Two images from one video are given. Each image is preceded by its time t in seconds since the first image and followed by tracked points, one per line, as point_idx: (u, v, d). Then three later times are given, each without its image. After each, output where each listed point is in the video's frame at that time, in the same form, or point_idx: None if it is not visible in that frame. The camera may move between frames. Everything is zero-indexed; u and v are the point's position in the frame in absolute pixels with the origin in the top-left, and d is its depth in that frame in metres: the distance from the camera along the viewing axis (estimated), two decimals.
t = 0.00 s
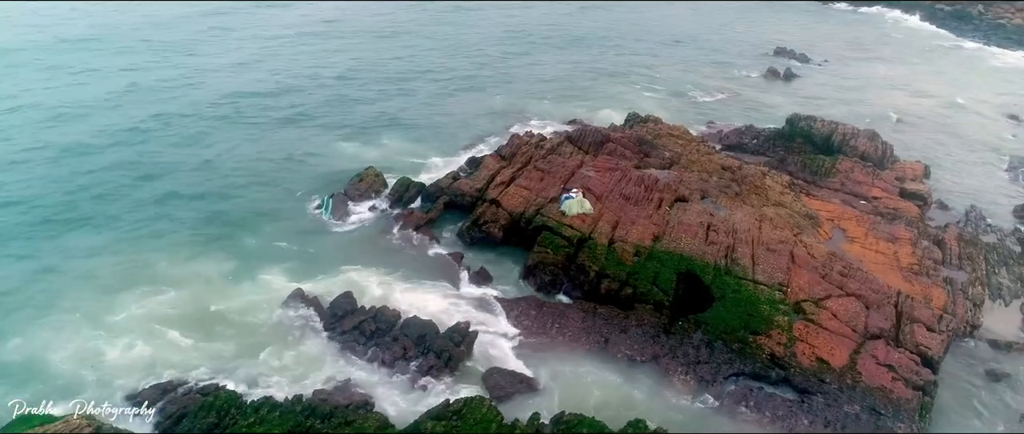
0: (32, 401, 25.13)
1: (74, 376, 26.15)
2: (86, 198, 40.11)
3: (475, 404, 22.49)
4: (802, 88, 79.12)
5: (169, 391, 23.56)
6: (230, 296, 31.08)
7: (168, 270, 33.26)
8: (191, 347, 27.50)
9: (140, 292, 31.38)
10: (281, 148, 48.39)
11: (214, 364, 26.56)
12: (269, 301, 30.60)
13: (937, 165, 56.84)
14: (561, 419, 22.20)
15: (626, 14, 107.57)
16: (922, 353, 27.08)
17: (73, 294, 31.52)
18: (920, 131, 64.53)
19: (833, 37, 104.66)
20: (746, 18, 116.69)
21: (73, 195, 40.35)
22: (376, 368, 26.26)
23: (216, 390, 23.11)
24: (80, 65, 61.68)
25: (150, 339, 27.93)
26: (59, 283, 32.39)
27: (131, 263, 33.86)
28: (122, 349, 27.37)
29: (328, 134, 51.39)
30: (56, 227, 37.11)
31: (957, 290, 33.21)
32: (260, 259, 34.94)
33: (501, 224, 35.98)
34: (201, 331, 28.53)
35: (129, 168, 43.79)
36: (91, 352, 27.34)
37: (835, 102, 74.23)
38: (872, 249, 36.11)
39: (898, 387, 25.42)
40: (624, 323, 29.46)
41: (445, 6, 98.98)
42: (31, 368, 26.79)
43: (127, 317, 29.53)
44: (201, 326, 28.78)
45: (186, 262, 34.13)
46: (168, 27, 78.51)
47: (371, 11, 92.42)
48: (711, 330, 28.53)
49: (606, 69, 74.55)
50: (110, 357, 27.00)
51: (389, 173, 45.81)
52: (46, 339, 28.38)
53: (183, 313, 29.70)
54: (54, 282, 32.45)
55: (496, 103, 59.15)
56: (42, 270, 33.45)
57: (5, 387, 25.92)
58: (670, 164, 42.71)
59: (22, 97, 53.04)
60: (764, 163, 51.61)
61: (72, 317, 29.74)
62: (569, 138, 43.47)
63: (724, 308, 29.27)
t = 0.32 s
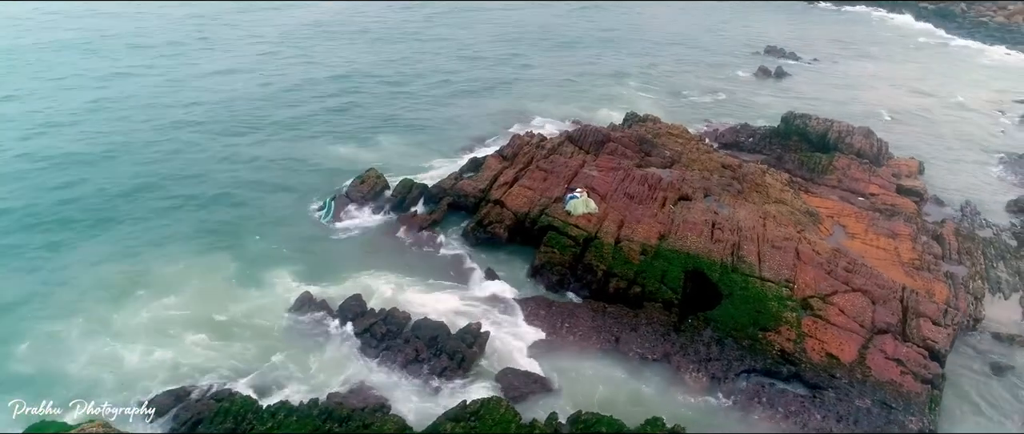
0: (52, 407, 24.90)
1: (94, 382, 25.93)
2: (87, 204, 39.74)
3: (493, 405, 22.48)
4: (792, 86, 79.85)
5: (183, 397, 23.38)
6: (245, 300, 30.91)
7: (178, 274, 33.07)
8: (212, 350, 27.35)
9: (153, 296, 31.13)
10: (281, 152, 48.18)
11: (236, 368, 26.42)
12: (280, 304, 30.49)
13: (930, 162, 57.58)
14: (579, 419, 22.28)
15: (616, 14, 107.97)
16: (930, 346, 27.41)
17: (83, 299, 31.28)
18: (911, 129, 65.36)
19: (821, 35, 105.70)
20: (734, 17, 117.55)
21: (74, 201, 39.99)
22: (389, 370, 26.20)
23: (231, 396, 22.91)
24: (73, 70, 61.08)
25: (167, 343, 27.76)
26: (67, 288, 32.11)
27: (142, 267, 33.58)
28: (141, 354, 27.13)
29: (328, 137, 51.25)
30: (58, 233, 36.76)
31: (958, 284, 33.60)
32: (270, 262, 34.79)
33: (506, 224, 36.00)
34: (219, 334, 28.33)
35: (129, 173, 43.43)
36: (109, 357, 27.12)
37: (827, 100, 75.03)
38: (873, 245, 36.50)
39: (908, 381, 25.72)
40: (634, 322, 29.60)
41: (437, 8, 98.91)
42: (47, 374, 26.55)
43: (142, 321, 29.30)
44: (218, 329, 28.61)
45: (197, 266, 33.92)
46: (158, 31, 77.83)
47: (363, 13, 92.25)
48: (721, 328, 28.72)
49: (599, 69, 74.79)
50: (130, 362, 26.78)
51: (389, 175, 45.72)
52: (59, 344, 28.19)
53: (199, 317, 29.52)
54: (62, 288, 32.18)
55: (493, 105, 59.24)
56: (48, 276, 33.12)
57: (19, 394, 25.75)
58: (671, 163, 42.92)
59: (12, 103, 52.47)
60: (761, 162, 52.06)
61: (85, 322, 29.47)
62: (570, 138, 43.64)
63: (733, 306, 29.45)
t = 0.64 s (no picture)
0: (67, 412, 24.71)
1: (99, 384, 25.98)
2: (85, 208, 39.36)
3: (506, 406, 22.49)
4: (782, 85, 80.58)
5: (194, 404, 23.48)
6: (254, 302, 30.80)
7: (182, 278, 32.89)
8: (223, 354, 27.25)
9: (161, 301, 30.95)
10: (279, 154, 47.95)
11: (249, 371, 26.33)
12: (286, 307, 30.36)
13: (920, 158, 58.36)
14: (593, 418, 22.39)
15: (605, 13, 108.39)
16: (933, 340, 27.80)
17: (88, 304, 31.03)
18: (900, 126, 66.21)
19: (809, 34, 106.67)
20: (722, 17, 118.44)
21: (72, 206, 39.61)
22: (399, 373, 26.14)
23: (244, 402, 22.76)
24: (63, 73, 60.38)
25: (178, 347, 27.65)
26: (73, 294, 31.81)
27: (148, 272, 33.40)
28: (147, 357, 27.14)
29: (325, 140, 51.06)
30: (55, 237, 36.46)
31: (956, 278, 34.05)
32: (274, 264, 34.66)
33: (509, 224, 35.97)
34: (230, 338, 28.16)
35: (126, 178, 43.06)
36: (122, 363, 26.96)
37: (817, 98, 75.82)
38: (870, 240, 36.92)
39: (913, 375, 26.05)
40: (640, 320, 29.76)
41: (428, 9, 98.79)
42: (57, 380, 26.32)
43: (152, 326, 29.14)
44: (230, 332, 28.48)
45: (202, 270, 33.73)
46: (146, 34, 77.16)
47: (353, 15, 91.94)
48: (727, 325, 28.94)
49: (591, 69, 75.10)
50: (135, 365, 26.80)
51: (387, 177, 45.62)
52: (67, 350, 28.01)
53: (209, 320, 29.37)
54: (66, 293, 31.92)
55: (488, 107, 59.34)
56: (51, 281, 32.83)
57: (28, 400, 25.49)
58: (669, 162, 43.14)
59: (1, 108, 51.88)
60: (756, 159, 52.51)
61: (93, 328, 29.21)
62: (568, 138, 43.78)
63: (739, 303, 29.68)
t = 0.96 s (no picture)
0: (76, 419, 24.42)
1: (100, 384, 26.07)
2: (79, 216, 38.79)
3: (520, 405, 22.52)
4: (767, 82, 81.49)
5: (205, 411, 23.40)
6: (258, 306, 30.68)
7: (183, 284, 32.65)
8: (232, 358, 27.11)
9: (165, 307, 30.70)
10: (273, 159, 47.60)
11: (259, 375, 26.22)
12: (291, 310, 30.22)
13: (905, 153, 59.36)
14: (608, 415, 22.54)
15: (590, 13, 108.83)
16: (933, 331, 28.34)
17: (89, 312, 30.67)
18: (884, 122, 67.29)
19: (791, 33, 107.98)
20: (705, 15, 119.49)
21: (65, 214, 38.97)
22: (410, 375, 26.15)
23: (256, 408, 22.59)
24: (45, 76, 59.10)
25: (186, 353, 27.49)
26: (73, 302, 31.42)
27: (149, 279, 33.13)
28: (148, 360, 27.20)
29: (318, 144, 50.73)
30: (47, 244, 36.00)
31: (949, 270, 34.70)
32: (276, 268, 34.52)
33: (509, 224, 36.02)
34: (238, 343, 28.00)
35: (119, 185, 42.48)
36: (129, 370, 26.73)
37: (802, 95, 76.77)
38: (865, 234, 37.50)
39: (915, 366, 26.53)
40: (645, 318, 29.97)
41: (413, 9, 98.34)
42: (64, 388, 26.00)
43: (157, 332, 28.92)
44: (237, 337, 28.34)
45: (203, 276, 33.55)
46: (127, 35, 76.00)
47: (337, 16, 91.43)
48: (731, 321, 29.23)
49: (579, 69, 75.37)
50: (137, 366, 26.90)
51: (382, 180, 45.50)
52: (71, 358, 27.70)
53: (215, 326, 29.21)
54: (65, 301, 31.51)
55: (480, 110, 59.38)
56: (49, 290, 32.39)
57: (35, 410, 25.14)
58: (665, 160, 43.43)
59: None
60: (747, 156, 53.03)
61: (96, 336, 28.89)
62: (564, 138, 43.93)
63: (742, 298, 29.97)
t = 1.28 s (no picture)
0: (77, 420, 24.84)
1: (99, 385, 26.45)
2: (71, 223, 38.21)
3: (533, 404, 22.59)
4: (750, 79, 82.48)
5: (213, 418, 23.48)
6: (262, 311, 30.75)
7: (180, 289, 32.79)
8: (237, 365, 27.15)
9: (167, 314, 30.73)
10: (265, 163, 47.19)
11: (266, 381, 26.24)
12: (293, 315, 30.26)
13: (887, 148, 60.51)
14: (620, 412, 22.72)
15: (573, 13, 109.27)
16: (929, 322, 28.96)
17: (90, 318, 30.58)
18: (867, 118, 68.51)
19: (770, 30, 109.45)
20: (686, 14, 120.55)
21: (57, 221, 38.38)
22: (419, 377, 26.15)
23: (268, 414, 22.43)
24: (25, 80, 57.81)
25: (191, 360, 27.57)
26: (72, 310, 31.24)
27: (148, 285, 33.03)
28: (147, 363, 27.49)
29: (309, 147, 50.41)
30: (38, 252, 35.60)
31: (940, 262, 35.44)
32: (275, 273, 34.51)
33: (508, 224, 36.07)
34: (242, 350, 27.99)
35: (111, 191, 41.91)
36: (134, 376, 26.75)
37: (785, 91, 77.83)
38: (856, 228, 38.16)
39: (914, 356, 27.08)
40: (648, 315, 30.24)
41: (396, 10, 97.97)
42: (69, 396, 26.01)
43: (160, 338, 28.96)
44: (242, 343, 28.33)
45: (203, 282, 33.55)
46: (107, 37, 74.82)
47: (321, 17, 90.73)
48: (733, 316, 29.56)
49: (566, 69, 75.63)
50: (135, 369, 27.23)
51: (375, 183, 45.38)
52: (75, 365, 27.68)
53: (219, 332, 29.19)
54: (64, 308, 31.41)
55: (470, 112, 59.46)
56: (46, 298, 32.12)
57: (42, 421, 24.91)
58: (658, 158, 43.73)
59: None
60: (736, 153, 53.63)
61: (99, 343, 28.90)
62: (558, 137, 44.04)
63: (743, 293, 30.34)
